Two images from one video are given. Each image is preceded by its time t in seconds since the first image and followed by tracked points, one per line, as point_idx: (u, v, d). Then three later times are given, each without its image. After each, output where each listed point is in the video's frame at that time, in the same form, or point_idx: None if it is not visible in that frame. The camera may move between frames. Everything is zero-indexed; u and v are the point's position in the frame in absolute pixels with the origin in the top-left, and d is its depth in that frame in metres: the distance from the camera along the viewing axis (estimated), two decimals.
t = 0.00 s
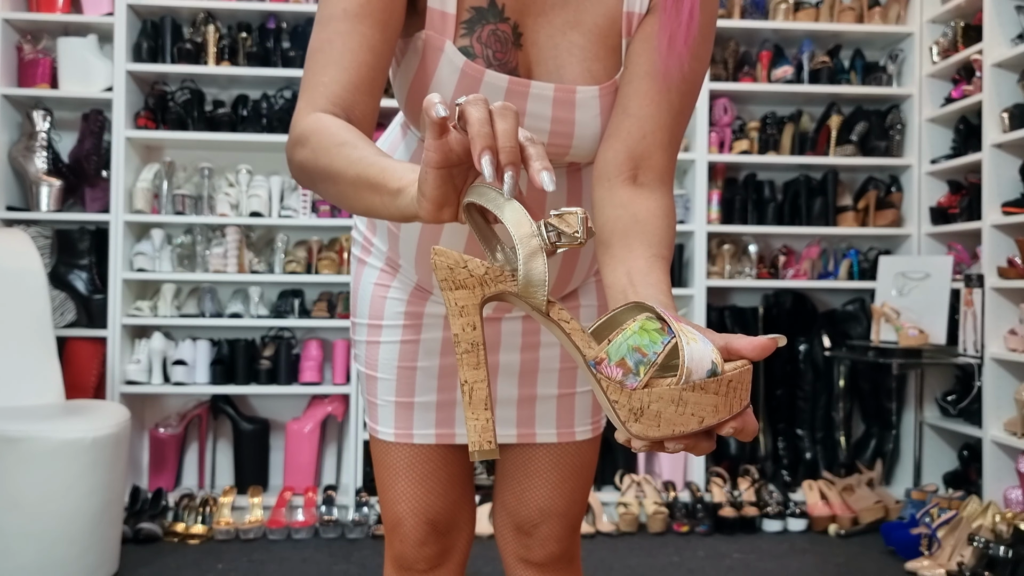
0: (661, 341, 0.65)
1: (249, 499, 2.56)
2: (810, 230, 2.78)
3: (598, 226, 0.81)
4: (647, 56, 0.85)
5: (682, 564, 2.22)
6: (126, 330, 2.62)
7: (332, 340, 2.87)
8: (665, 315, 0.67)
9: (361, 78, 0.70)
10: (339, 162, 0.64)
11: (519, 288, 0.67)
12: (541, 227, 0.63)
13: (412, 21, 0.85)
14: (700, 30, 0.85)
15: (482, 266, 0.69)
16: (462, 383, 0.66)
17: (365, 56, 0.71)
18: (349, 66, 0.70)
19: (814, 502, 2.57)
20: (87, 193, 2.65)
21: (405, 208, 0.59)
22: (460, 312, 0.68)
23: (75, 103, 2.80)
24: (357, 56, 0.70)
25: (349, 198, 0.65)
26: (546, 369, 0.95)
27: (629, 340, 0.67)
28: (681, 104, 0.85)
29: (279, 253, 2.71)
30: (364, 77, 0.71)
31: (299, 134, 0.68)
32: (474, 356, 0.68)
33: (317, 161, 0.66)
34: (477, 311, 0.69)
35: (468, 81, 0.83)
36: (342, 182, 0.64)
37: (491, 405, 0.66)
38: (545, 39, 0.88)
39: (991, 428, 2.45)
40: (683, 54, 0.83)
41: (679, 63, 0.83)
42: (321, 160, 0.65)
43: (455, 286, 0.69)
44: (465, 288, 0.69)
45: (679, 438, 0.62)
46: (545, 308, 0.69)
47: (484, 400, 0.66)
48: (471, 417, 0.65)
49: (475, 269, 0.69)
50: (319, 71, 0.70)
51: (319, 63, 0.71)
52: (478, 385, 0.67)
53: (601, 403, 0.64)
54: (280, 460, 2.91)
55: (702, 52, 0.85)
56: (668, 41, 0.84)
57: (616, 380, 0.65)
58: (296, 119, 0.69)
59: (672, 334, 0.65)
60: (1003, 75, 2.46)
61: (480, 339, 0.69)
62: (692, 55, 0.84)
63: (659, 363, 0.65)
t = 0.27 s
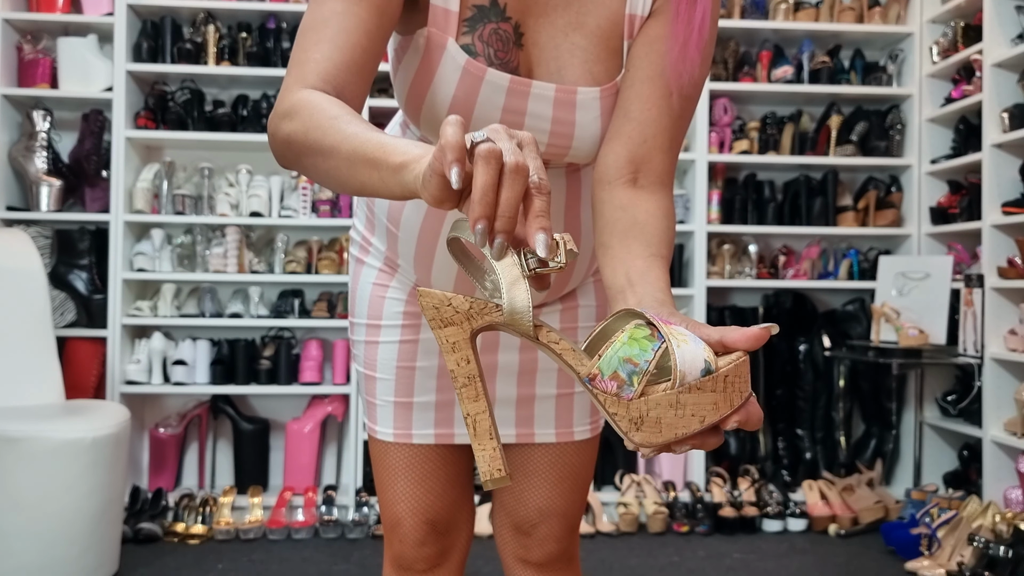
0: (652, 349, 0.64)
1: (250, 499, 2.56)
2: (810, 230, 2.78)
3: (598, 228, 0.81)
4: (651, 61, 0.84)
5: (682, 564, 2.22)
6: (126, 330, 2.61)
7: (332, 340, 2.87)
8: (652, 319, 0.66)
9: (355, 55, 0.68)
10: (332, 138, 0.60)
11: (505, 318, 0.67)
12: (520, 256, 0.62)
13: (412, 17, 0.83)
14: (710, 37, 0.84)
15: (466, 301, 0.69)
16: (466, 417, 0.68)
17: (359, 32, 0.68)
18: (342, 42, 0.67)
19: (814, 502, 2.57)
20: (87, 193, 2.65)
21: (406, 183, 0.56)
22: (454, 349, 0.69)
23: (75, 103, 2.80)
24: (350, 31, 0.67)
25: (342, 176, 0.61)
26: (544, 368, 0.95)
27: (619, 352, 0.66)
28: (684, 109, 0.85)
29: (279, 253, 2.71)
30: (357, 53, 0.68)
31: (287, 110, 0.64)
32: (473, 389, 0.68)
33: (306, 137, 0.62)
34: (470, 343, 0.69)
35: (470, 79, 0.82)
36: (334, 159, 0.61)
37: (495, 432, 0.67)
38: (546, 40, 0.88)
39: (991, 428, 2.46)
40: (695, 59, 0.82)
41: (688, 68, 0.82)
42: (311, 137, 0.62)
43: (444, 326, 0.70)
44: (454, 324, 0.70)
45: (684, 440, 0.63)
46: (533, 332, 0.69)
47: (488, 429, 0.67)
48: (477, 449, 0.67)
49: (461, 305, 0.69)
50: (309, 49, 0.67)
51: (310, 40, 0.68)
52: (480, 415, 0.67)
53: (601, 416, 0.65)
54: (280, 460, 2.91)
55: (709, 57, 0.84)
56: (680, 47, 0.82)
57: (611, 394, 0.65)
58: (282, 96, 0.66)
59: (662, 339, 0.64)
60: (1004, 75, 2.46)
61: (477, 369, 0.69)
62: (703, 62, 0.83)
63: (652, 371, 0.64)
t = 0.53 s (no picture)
0: (660, 336, 0.65)
1: (249, 499, 2.56)
2: (810, 230, 2.78)
3: (597, 228, 0.81)
4: (650, 62, 0.85)
5: (681, 564, 2.22)
6: (126, 330, 2.62)
7: (332, 340, 2.87)
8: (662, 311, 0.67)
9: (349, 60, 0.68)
10: (317, 155, 0.61)
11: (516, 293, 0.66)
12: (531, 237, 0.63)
13: (411, 16, 0.82)
14: (711, 40, 0.85)
15: (480, 271, 0.67)
16: (468, 388, 0.66)
17: (355, 37, 0.68)
18: (338, 46, 0.67)
19: (814, 501, 2.57)
20: (87, 193, 2.65)
21: (385, 225, 0.57)
22: (462, 319, 0.68)
23: (75, 103, 2.80)
24: (347, 36, 0.67)
25: (323, 193, 0.62)
26: (542, 368, 0.95)
27: (627, 336, 0.67)
28: (682, 112, 0.85)
29: (279, 253, 2.71)
30: (351, 60, 0.68)
31: (275, 110, 0.64)
32: (478, 360, 0.67)
33: (292, 145, 0.62)
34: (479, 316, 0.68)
35: (470, 81, 0.82)
36: (317, 175, 0.61)
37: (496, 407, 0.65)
38: (546, 41, 0.88)
39: (991, 428, 2.45)
40: (697, 61, 0.84)
41: (688, 70, 0.83)
42: (297, 147, 0.62)
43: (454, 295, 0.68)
44: (465, 295, 0.67)
45: (683, 430, 0.63)
46: (544, 309, 0.68)
47: (489, 404, 0.66)
48: (477, 421, 0.65)
49: (474, 275, 0.67)
50: (304, 49, 0.67)
51: (306, 39, 0.67)
52: (483, 388, 0.66)
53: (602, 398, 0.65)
54: (280, 460, 2.91)
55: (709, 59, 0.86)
56: (683, 50, 0.83)
57: (617, 375, 0.65)
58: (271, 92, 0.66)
59: (670, 329, 0.65)
60: (1003, 75, 2.46)
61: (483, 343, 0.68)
62: (704, 63, 0.84)
63: (659, 357, 0.65)
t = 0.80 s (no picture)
0: (656, 332, 0.65)
1: (249, 499, 2.56)
2: (810, 230, 2.78)
3: (597, 226, 0.81)
4: (649, 62, 0.85)
5: (681, 564, 2.22)
6: (126, 330, 2.62)
7: (332, 340, 2.87)
8: (659, 305, 0.67)
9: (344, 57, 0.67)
10: (310, 151, 0.60)
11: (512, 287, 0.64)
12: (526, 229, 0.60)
13: (411, 16, 0.82)
14: (709, 43, 0.83)
15: (477, 266, 0.63)
16: (464, 383, 0.64)
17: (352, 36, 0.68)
18: (334, 43, 0.67)
19: (814, 501, 2.57)
20: (87, 193, 2.65)
21: (375, 225, 0.57)
22: (458, 314, 0.65)
23: (75, 103, 2.80)
24: (344, 35, 0.67)
25: (314, 191, 0.61)
26: (541, 367, 0.95)
27: (623, 331, 0.66)
28: (680, 113, 0.85)
29: (279, 253, 2.71)
30: (348, 57, 0.68)
31: (269, 106, 0.64)
32: (474, 356, 0.65)
33: (285, 140, 0.62)
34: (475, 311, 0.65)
35: (471, 80, 0.82)
36: (309, 172, 0.61)
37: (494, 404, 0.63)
38: (547, 41, 0.88)
39: (991, 428, 2.45)
40: (694, 64, 0.82)
41: (685, 72, 0.82)
42: (290, 144, 0.61)
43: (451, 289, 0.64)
44: (462, 289, 0.64)
45: (679, 426, 0.63)
46: (540, 305, 0.66)
47: (485, 398, 0.64)
48: (473, 415, 0.63)
49: (470, 270, 0.64)
50: (301, 46, 0.67)
51: (302, 36, 0.67)
52: (479, 383, 0.64)
53: (599, 394, 0.64)
54: (280, 460, 2.91)
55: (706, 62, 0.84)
56: (680, 53, 0.82)
57: (613, 371, 0.65)
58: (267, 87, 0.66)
59: (667, 324, 0.66)
60: (1004, 75, 2.46)
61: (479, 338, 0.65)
62: (702, 67, 0.83)
63: (655, 353, 0.65)
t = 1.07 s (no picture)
0: (653, 344, 0.65)
1: (249, 499, 2.56)
2: (810, 230, 2.78)
3: (596, 226, 0.81)
4: (650, 63, 0.85)
5: (681, 564, 2.22)
6: (126, 330, 2.61)
7: (332, 340, 2.87)
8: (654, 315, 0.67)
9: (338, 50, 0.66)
10: (303, 140, 0.60)
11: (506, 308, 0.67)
12: (519, 246, 0.62)
13: (410, 14, 0.82)
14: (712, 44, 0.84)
15: (468, 290, 0.68)
16: (464, 405, 0.68)
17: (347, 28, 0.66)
18: (327, 32, 0.65)
19: (814, 501, 2.57)
20: (87, 193, 2.65)
21: (372, 216, 0.57)
22: (455, 337, 0.69)
23: (75, 103, 2.80)
24: (337, 23, 0.65)
25: (307, 180, 0.61)
26: (540, 367, 0.95)
27: (619, 346, 0.66)
28: (683, 115, 0.85)
29: (279, 253, 2.71)
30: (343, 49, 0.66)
31: (259, 91, 0.62)
32: (472, 377, 0.68)
33: (276, 127, 0.61)
34: (471, 332, 0.69)
35: (471, 80, 0.82)
36: (301, 160, 0.60)
37: (494, 422, 0.67)
38: (547, 41, 0.88)
39: (991, 428, 2.46)
40: (701, 66, 0.84)
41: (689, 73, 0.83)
42: (281, 131, 0.61)
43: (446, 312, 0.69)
44: (455, 312, 0.69)
45: (680, 436, 0.64)
46: (535, 323, 0.69)
47: (486, 420, 0.67)
48: (475, 437, 0.67)
49: (462, 293, 0.68)
50: (293, 32, 0.65)
51: (294, 22, 0.65)
52: (478, 404, 0.68)
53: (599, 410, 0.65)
54: (280, 460, 2.91)
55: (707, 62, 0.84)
56: (686, 54, 0.82)
57: (611, 387, 0.65)
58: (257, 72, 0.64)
59: (662, 335, 0.65)
60: (1004, 75, 2.46)
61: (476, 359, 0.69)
62: (706, 70, 0.85)
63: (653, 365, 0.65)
